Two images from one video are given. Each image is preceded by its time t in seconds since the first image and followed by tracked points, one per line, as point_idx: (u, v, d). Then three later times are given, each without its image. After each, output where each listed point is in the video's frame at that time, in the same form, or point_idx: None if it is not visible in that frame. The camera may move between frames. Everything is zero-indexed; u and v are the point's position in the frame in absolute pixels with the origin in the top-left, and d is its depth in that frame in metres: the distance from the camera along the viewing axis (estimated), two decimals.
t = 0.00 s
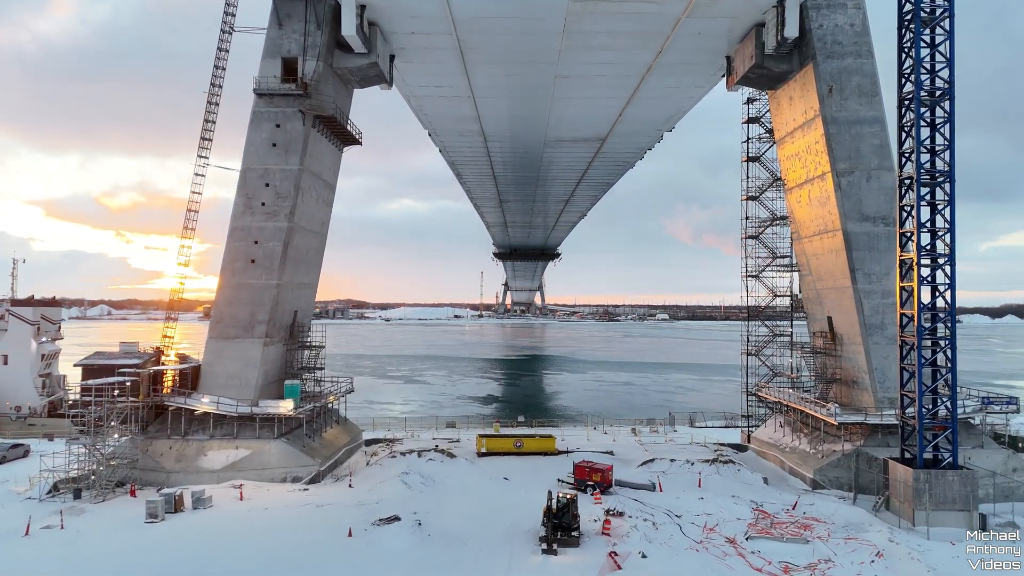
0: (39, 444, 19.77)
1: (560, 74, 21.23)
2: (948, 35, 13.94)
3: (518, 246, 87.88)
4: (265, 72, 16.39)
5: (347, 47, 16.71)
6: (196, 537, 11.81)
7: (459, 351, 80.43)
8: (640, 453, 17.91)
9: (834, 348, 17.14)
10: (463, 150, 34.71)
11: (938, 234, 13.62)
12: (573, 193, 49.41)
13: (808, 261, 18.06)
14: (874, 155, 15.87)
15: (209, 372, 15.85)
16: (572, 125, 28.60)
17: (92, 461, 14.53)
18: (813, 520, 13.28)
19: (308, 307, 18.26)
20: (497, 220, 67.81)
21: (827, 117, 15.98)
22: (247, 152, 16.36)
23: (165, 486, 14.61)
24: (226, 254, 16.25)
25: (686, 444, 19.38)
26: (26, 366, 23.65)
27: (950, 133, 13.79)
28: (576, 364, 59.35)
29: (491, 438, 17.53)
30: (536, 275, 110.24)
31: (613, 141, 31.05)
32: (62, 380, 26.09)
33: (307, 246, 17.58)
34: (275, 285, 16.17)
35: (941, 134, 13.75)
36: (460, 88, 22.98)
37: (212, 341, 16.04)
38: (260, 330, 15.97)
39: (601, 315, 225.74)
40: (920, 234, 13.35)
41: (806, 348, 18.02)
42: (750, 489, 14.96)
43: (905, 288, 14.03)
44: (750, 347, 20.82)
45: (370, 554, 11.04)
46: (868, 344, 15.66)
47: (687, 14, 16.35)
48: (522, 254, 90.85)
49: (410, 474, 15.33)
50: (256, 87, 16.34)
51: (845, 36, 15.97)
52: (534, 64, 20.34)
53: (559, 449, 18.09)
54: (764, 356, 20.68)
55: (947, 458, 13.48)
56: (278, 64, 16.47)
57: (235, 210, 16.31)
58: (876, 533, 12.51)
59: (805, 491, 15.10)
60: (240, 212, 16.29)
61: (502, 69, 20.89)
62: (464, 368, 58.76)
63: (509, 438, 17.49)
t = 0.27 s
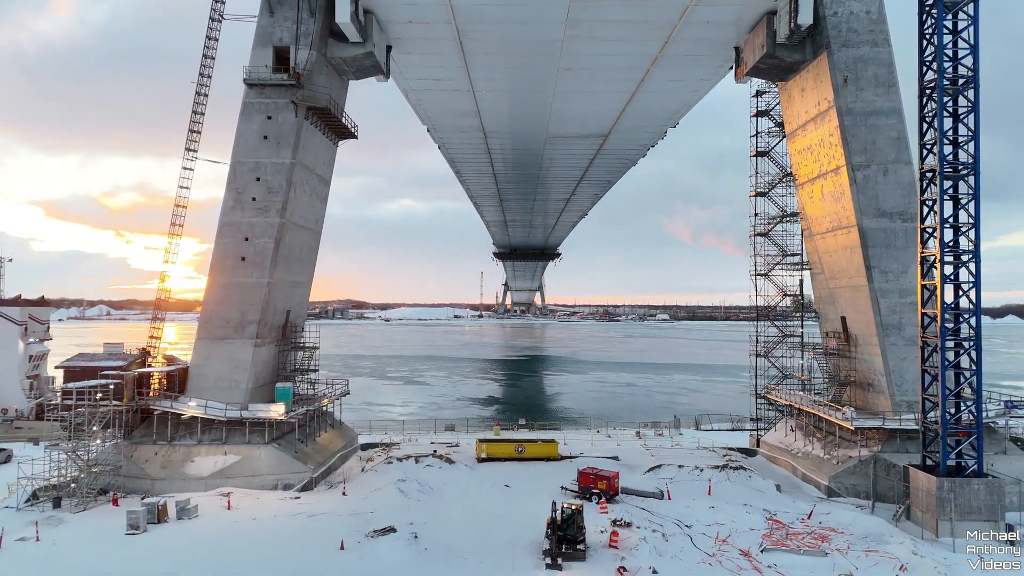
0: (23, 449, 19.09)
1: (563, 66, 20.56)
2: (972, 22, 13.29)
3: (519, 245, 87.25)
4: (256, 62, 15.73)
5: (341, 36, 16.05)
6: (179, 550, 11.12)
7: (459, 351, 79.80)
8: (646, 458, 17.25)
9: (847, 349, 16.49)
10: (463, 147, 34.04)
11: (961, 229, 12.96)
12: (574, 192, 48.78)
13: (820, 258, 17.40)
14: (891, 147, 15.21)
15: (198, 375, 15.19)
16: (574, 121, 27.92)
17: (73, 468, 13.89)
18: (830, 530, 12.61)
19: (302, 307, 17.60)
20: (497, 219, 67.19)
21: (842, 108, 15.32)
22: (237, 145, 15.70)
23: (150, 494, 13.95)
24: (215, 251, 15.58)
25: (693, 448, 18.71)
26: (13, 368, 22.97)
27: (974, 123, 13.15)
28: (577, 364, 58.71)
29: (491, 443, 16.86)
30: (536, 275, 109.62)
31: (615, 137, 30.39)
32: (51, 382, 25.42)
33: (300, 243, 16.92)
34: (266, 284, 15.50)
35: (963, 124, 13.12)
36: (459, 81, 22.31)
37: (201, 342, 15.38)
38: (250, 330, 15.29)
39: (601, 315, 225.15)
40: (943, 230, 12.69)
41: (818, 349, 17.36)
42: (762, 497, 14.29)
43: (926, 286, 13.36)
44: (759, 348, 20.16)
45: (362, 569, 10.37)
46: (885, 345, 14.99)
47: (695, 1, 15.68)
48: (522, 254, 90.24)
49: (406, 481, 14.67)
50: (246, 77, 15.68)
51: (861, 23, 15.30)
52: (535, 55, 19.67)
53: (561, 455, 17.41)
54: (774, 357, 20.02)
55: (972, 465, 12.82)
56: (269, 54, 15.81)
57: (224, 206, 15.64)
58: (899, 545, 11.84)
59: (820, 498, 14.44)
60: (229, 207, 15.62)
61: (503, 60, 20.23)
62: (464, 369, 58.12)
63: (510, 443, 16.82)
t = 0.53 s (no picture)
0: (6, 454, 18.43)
1: (565, 58, 19.92)
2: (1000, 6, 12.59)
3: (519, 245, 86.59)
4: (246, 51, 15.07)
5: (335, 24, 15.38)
6: (159, 564, 10.43)
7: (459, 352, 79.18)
8: (653, 464, 16.59)
9: (863, 350, 15.83)
10: (463, 144, 33.38)
11: (987, 225, 12.30)
12: (575, 190, 48.14)
13: (834, 256, 16.74)
14: (910, 140, 14.55)
15: (184, 377, 14.50)
16: (576, 116, 27.25)
17: (53, 475, 13.21)
18: (849, 542, 11.94)
19: (295, 306, 16.94)
20: (497, 218, 66.55)
21: (858, 98, 14.66)
22: (226, 137, 15.03)
23: (133, 503, 13.28)
24: (203, 248, 14.90)
25: (701, 453, 18.05)
26: None
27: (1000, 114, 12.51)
28: (579, 365, 58.11)
29: (492, 448, 16.18)
30: (536, 275, 108.98)
31: (619, 133, 29.73)
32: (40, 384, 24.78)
33: (292, 240, 16.24)
34: (256, 282, 14.82)
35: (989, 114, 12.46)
36: (458, 74, 21.64)
37: (188, 343, 14.70)
38: (240, 331, 14.62)
39: (601, 315, 224.46)
40: (969, 225, 12.04)
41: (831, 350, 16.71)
42: (776, 506, 13.63)
43: (950, 284, 12.71)
44: (769, 349, 19.51)
45: None
46: (904, 346, 14.33)
47: None
48: (522, 254, 89.60)
49: (403, 489, 14.02)
50: (236, 67, 15.02)
51: (878, 10, 14.64)
52: (537, 47, 19.02)
53: (565, 460, 16.74)
54: (784, 359, 19.37)
55: (1000, 472, 12.18)
56: (260, 42, 15.16)
57: (213, 201, 14.96)
58: (924, 557, 11.18)
59: (837, 507, 13.78)
60: (218, 203, 14.95)
61: (503, 52, 19.56)
62: (465, 370, 57.48)
63: (511, 449, 16.15)
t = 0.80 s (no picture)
0: None
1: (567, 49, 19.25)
2: None
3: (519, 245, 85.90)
4: (236, 39, 14.40)
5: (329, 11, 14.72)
6: None
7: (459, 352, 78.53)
8: (660, 470, 15.93)
9: (880, 351, 15.17)
10: (462, 141, 32.72)
11: (1016, 219, 11.62)
12: (577, 189, 47.45)
13: (848, 254, 16.08)
14: (930, 131, 13.88)
15: (170, 380, 13.84)
16: (578, 111, 26.56)
17: (29, 484, 12.56)
18: (870, 555, 11.25)
19: (287, 306, 16.28)
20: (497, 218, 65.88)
21: (876, 88, 13.99)
22: (214, 129, 14.36)
23: (115, 513, 12.61)
24: (190, 245, 14.23)
25: (710, 458, 17.40)
26: None
27: None
28: (580, 366, 57.50)
29: (492, 454, 15.51)
30: (537, 275, 108.32)
31: (622, 129, 29.06)
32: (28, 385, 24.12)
33: (284, 237, 15.58)
34: (246, 281, 14.14)
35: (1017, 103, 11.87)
36: (457, 67, 20.96)
37: (174, 344, 14.02)
38: (229, 332, 13.94)
39: (601, 316, 223.78)
40: (999, 219, 11.34)
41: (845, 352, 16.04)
42: (791, 516, 12.97)
43: (977, 283, 12.03)
44: (779, 350, 18.85)
45: None
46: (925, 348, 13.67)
47: None
48: (523, 253, 88.93)
49: (399, 497, 13.36)
50: (225, 55, 14.35)
51: None
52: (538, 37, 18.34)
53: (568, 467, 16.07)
54: (795, 360, 18.71)
55: None
56: (250, 30, 14.50)
57: (200, 195, 14.28)
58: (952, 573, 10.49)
59: (855, 517, 13.11)
60: (206, 197, 14.27)
61: (504, 43, 18.88)
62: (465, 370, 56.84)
63: (513, 455, 15.48)
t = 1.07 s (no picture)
0: None
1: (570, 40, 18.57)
2: None
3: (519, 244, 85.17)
4: (224, 25, 13.72)
5: None
6: None
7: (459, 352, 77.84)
8: (668, 477, 15.24)
9: (898, 353, 14.49)
10: (462, 137, 32.04)
11: None
12: (578, 187, 46.73)
13: (863, 251, 15.40)
14: (952, 122, 13.19)
15: (154, 384, 13.18)
16: (580, 106, 25.87)
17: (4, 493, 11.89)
18: (893, 569, 10.53)
19: (279, 305, 15.58)
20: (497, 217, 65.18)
21: (896, 77, 13.31)
22: (201, 120, 13.69)
23: (93, 525, 11.95)
24: (175, 242, 13.54)
25: (720, 464, 16.73)
26: None
27: None
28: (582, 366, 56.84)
29: (493, 461, 14.84)
30: (537, 274, 107.59)
31: (626, 125, 28.37)
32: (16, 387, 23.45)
33: (275, 234, 14.90)
34: (234, 279, 13.46)
35: None
36: (457, 58, 20.26)
37: (158, 346, 13.34)
38: (216, 333, 13.27)
39: (602, 316, 223.41)
40: None
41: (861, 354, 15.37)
42: (807, 527, 12.29)
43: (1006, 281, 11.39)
44: (790, 352, 18.16)
45: None
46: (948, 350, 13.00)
47: None
48: (523, 253, 88.20)
49: (394, 507, 12.69)
50: (212, 43, 13.67)
51: None
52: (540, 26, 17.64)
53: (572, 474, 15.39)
54: (807, 362, 18.03)
55: None
56: (239, 16, 13.83)
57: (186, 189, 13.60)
58: None
59: (875, 528, 12.43)
60: (192, 192, 13.60)
61: (504, 32, 18.18)
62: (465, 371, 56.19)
63: (515, 461, 14.80)
